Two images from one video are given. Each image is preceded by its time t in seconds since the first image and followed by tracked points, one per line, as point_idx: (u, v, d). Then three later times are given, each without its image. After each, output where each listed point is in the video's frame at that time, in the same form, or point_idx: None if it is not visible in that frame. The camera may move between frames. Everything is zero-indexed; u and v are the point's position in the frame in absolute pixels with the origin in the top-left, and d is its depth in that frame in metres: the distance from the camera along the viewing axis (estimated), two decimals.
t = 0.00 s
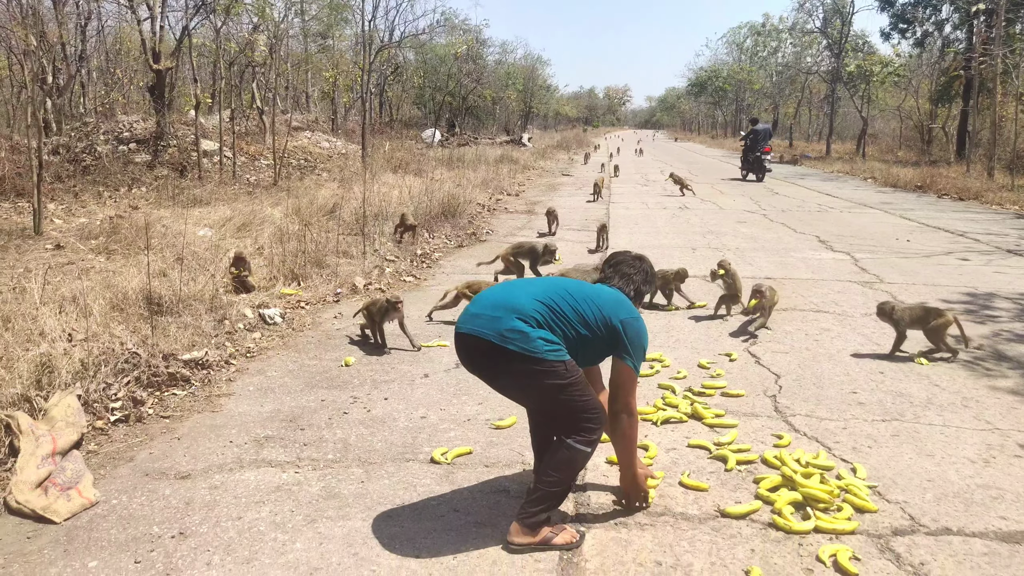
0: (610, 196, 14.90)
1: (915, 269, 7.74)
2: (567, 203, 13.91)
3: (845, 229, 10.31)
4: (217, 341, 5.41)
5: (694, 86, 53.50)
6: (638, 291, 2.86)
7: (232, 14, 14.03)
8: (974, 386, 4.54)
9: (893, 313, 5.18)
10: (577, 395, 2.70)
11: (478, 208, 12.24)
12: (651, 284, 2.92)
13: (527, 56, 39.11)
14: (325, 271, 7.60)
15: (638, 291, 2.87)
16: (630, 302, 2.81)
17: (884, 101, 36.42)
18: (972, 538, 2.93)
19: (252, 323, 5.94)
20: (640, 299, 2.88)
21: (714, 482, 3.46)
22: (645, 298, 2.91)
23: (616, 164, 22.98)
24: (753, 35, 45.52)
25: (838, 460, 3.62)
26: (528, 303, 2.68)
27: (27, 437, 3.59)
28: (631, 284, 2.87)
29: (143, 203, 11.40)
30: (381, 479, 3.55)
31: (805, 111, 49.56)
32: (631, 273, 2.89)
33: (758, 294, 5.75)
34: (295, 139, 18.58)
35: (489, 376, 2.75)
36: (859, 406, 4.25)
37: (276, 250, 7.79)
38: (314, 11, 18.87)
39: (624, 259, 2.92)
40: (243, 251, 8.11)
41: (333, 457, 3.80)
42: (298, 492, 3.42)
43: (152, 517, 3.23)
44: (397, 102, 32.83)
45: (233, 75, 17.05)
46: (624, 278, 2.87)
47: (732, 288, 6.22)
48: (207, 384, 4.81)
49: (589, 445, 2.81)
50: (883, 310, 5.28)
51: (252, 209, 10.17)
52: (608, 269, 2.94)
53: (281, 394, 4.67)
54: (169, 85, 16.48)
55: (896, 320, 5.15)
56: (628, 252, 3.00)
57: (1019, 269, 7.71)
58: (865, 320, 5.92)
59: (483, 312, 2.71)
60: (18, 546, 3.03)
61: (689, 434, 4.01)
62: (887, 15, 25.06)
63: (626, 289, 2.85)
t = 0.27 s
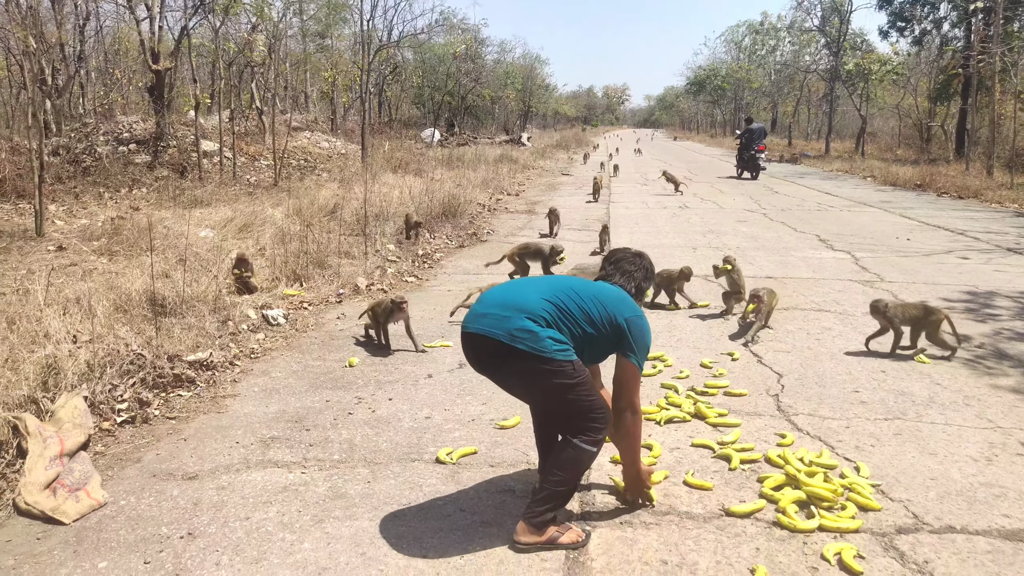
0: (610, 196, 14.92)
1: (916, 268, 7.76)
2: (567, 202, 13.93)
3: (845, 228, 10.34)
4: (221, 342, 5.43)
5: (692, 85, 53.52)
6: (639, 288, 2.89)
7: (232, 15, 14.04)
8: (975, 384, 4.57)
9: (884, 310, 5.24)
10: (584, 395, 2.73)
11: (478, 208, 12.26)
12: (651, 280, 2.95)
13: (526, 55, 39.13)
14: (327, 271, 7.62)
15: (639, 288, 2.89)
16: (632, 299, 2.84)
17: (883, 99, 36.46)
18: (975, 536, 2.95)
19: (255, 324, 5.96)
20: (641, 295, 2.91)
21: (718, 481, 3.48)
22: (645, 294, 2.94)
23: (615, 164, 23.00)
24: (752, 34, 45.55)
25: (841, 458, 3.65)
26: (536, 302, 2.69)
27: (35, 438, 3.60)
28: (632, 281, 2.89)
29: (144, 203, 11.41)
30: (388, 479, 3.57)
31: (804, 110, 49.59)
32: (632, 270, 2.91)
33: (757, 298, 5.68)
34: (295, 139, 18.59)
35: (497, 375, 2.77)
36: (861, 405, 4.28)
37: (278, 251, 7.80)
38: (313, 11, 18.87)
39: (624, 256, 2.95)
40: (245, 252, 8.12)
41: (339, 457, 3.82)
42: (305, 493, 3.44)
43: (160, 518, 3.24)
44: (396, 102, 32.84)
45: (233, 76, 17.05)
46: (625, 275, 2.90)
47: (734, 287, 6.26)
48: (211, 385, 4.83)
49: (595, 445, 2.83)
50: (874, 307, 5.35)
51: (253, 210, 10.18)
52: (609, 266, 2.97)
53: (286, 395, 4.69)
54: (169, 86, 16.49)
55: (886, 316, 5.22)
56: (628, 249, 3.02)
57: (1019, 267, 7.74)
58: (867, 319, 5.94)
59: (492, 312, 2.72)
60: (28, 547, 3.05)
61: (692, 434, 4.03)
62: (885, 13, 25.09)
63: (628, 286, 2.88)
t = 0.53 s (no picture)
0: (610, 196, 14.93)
1: (918, 267, 7.77)
2: (568, 203, 13.94)
3: (846, 227, 10.34)
4: (225, 344, 5.45)
5: (693, 84, 53.51)
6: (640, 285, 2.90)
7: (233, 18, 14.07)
8: (977, 383, 4.57)
9: (874, 310, 5.28)
10: (591, 395, 2.74)
11: (480, 209, 12.27)
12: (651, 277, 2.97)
13: (526, 55, 39.16)
14: (329, 273, 7.64)
15: (640, 285, 2.91)
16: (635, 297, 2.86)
17: (884, 97, 36.43)
18: (978, 535, 2.96)
19: (258, 326, 5.98)
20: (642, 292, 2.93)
21: (721, 482, 3.49)
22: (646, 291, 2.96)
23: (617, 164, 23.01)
24: (752, 34, 45.55)
25: (844, 458, 3.66)
26: (544, 303, 2.71)
27: (41, 441, 3.62)
28: (633, 279, 2.91)
29: (146, 206, 11.44)
30: (392, 481, 3.59)
31: (805, 109, 49.56)
32: (633, 267, 2.93)
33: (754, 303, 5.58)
34: (296, 141, 18.63)
35: (505, 376, 2.78)
36: (863, 405, 4.29)
37: (281, 253, 7.82)
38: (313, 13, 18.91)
39: (624, 254, 2.96)
40: (247, 255, 8.15)
41: (344, 459, 3.83)
42: (310, 495, 3.46)
43: (167, 520, 3.26)
44: (396, 104, 32.87)
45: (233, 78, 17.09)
46: (626, 273, 2.92)
47: (739, 284, 6.30)
48: (216, 388, 4.85)
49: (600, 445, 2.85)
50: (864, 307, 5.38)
51: (255, 212, 10.21)
52: (610, 264, 2.98)
53: (290, 397, 4.71)
54: (170, 89, 16.53)
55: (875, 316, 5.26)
56: (628, 247, 3.03)
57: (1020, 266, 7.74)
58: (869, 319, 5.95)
59: (500, 312, 2.74)
60: (35, 550, 3.07)
61: (695, 434, 4.05)
62: (886, 12, 25.08)
63: (630, 284, 2.90)
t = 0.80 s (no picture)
0: (604, 199, 14.97)
1: (909, 269, 7.83)
2: (562, 206, 13.98)
3: (839, 230, 10.41)
4: (220, 348, 5.44)
5: (685, 88, 53.74)
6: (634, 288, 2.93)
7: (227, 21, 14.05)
8: (969, 385, 4.62)
9: (857, 313, 5.31)
10: (589, 398, 2.76)
11: (474, 213, 12.29)
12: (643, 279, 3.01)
13: (520, 59, 39.23)
14: (324, 277, 7.63)
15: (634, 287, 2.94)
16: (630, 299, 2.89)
17: (875, 101, 36.69)
18: (970, 535, 2.99)
19: (254, 330, 5.97)
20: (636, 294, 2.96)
21: (717, 483, 3.52)
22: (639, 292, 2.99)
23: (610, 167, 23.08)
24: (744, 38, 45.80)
25: (837, 459, 3.69)
26: (543, 306, 2.73)
27: (37, 445, 3.61)
28: (626, 282, 2.94)
29: (139, 210, 11.41)
30: (389, 484, 3.59)
31: (797, 112, 49.84)
32: (626, 270, 2.96)
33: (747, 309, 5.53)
34: (289, 145, 18.60)
35: (506, 379, 2.79)
36: (857, 407, 4.33)
37: (275, 257, 7.81)
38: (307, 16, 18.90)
39: (617, 256, 2.99)
40: (242, 258, 8.14)
41: (341, 462, 3.84)
42: (307, 498, 3.46)
43: (164, 524, 3.26)
44: (390, 107, 32.86)
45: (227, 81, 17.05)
46: (620, 276, 2.95)
47: (736, 286, 6.34)
48: (211, 392, 4.84)
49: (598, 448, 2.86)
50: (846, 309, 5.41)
51: (249, 215, 10.19)
52: (603, 267, 3.01)
53: (286, 400, 4.71)
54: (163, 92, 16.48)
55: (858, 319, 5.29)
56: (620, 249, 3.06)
57: (1011, 268, 7.82)
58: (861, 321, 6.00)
59: (500, 315, 2.75)
60: (32, 554, 3.06)
61: (691, 436, 4.07)
62: (877, 16, 25.28)
63: (624, 286, 2.93)
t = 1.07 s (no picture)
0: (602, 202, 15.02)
1: (908, 271, 7.87)
2: (560, 209, 14.01)
3: (837, 233, 10.45)
4: (221, 351, 5.44)
5: (682, 91, 53.87)
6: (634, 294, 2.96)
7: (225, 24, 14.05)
8: (967, 386, 4.65)
9: (846, 317, 5.34)
10: (593, 400, 2.77)
11: (472, 215, 12.30)
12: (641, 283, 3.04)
13: (517, 62, 39.29)
14: (324, 280, 7.64)
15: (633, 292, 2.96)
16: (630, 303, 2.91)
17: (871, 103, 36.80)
18: (971, 536, 3.01)
19: (254, 334, 5.98)
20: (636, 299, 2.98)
21: (719, 485, 3.53)
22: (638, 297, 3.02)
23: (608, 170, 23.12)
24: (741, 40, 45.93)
25: (838, 461, 3.70)
26: (548, 310, 2.74)
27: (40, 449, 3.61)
28: (625, 288, 2.96)
29: (137, 214, 11.40)
30: (392, 487, 3.60)
31: (793, 115, 49.97)
32: (625, 275, 2.98)
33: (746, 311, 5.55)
34: (287, 148, 18.61)
35: (510, 382, 2.80)
36: (857, 409, 4.35)
37: (274, 261, 7.82)
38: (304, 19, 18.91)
39: (616, 262, 3.00)
40: (241, 262, 8.14)
41: (343, 465, 3.84)
42: (310, 501, 3.46)
43: (167, 527, 3.26)
44: (387, 110, 32.87)
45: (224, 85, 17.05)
46: (619, 281, 2.97)
47: (738, 288, 6.34)
48: (212, 396, 4.84)
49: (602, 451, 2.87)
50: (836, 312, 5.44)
51: (248, 219, 10.20)
52: (603, 272, 3.03)
53: (287, 404, 4.71)
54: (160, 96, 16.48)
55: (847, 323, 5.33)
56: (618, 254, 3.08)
57: (1009, 270, 7.85)
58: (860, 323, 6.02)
59: (505, 319, 2.76)
60: (36, 558, 3.06)
61: (692, 438, 4.09)
62: (874, 19, 25.39)
63: (624, 292, 2.95)
